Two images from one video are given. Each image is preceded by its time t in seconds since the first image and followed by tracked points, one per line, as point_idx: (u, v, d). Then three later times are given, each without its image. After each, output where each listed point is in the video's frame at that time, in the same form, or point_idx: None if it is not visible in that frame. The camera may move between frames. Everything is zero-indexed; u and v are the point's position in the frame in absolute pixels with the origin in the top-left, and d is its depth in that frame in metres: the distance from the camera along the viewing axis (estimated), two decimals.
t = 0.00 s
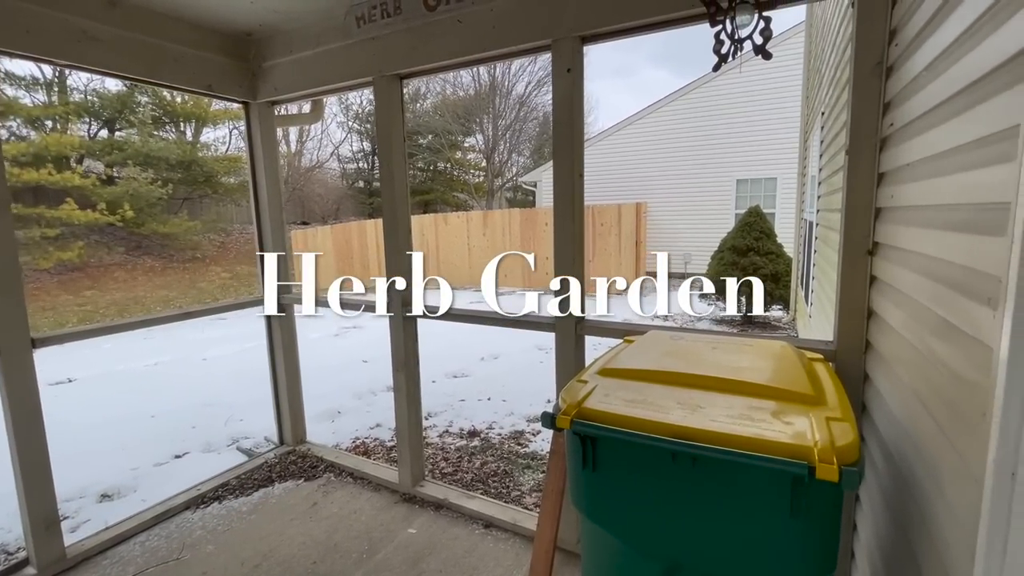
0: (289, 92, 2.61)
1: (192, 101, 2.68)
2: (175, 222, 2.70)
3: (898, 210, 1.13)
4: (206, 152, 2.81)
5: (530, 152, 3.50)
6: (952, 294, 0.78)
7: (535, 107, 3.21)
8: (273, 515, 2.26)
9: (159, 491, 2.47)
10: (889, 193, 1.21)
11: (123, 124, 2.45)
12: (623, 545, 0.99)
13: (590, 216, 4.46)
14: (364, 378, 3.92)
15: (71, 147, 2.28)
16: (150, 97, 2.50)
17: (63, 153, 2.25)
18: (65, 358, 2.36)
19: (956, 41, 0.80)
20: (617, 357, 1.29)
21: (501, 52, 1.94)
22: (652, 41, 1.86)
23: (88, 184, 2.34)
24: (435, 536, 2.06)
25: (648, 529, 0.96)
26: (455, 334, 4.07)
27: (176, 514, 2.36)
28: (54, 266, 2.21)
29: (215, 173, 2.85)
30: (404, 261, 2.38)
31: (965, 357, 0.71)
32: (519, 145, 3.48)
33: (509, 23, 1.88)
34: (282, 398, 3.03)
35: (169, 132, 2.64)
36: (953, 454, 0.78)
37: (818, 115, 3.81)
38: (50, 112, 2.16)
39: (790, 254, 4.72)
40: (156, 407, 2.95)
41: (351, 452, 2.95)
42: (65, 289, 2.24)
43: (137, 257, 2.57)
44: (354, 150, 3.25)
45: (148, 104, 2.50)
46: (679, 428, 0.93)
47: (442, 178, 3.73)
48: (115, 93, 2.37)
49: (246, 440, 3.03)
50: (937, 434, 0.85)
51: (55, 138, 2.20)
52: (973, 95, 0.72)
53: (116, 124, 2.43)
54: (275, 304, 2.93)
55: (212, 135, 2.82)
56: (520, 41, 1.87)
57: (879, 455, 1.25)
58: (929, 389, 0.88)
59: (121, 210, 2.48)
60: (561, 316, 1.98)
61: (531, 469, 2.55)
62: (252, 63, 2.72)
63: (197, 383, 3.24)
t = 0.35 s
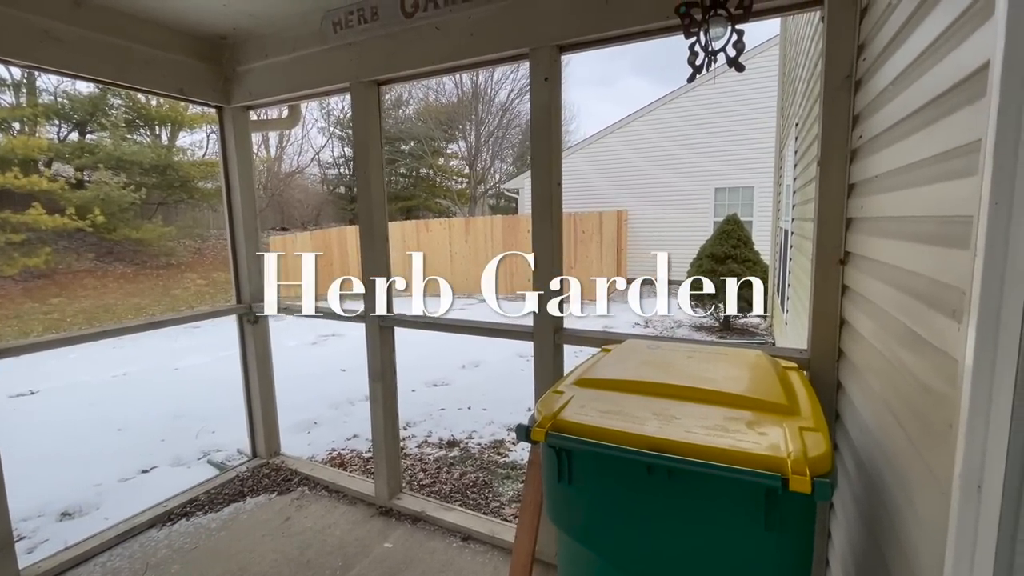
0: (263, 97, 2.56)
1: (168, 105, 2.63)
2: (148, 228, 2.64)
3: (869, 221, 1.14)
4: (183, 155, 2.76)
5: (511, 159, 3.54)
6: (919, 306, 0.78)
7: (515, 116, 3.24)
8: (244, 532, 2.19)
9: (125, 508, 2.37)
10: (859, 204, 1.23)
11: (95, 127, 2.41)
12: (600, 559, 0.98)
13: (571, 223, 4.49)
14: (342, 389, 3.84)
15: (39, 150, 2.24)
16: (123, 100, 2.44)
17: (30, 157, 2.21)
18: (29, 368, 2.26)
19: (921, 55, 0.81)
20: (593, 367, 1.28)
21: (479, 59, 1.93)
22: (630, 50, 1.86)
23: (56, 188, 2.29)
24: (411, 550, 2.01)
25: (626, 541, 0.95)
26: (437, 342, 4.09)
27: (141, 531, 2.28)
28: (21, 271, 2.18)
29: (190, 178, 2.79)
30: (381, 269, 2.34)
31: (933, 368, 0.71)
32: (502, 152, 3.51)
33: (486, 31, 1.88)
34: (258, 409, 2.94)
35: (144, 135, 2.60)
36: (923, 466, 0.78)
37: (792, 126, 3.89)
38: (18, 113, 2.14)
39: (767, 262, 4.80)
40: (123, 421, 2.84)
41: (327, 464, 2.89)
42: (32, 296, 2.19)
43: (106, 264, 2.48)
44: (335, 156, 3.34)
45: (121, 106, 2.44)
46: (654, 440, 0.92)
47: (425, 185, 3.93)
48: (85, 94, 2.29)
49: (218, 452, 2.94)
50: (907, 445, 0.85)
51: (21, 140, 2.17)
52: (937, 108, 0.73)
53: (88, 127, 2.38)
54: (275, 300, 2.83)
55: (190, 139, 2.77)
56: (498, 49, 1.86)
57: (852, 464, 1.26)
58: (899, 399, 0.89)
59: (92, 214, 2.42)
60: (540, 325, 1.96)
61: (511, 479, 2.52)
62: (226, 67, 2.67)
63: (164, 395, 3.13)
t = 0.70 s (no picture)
0: (249, 107, 2.54)
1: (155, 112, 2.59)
2: (130, 236, 2.56)
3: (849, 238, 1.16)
4: (168, 164, 2.69)
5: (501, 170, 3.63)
6: (897, 324, 0.79)
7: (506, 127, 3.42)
8: (222, 550, 2.13)
9: (101, 525, 2.39)
10: (840, 222, 1.26)
11: (78, 133, 2.33)
12: None
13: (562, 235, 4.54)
14: (326, 402, 3.79)
15: (19, 156, 2.13)
16: (108, 106, 2.40)
17: (8, 163, 2.09)
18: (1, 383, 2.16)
19: (897, 79, 0.83)
20: (578, 382, 1.27)
21: (466, 74, 1.95)
22: (616, 67, 1.89)
23: (37, 195, 2.19)
24: (394, 568, 1.98)
25: (604, 560, 0.94)
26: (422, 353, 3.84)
27: (114, 550, 2.32)
28: None
29: (176, 186, 2.73)
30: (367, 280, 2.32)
31: (912, 386, 0.72)
32: (492, 163, 3.64)
33: (474, 46, 1.89)
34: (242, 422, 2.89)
35: (128, 143, 2.53)
36: (902, 481, 0.79)
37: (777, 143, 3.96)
38: None
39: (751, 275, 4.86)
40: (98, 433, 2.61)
41: (310, 480, 2.84)
42: (6, 305, 2.10)
43: (88, 272, 2.41)
44: (324, 165, 3.14)
45: (106, 113, 2.40)
46: (638, 457, 0.91)
47: (414, 195, 3.80)
48: (68, 100, 2.25)
49: (197, 467, 2.92)
50: (886, 461, 0.86)
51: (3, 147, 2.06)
52: (913, 131, 0.75)
53: (71, 133, 2.31)
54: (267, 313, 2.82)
55: (176, 147, 2.70)
56: (485, 64, 1.88)
57: (834, 479, 1.27)
58: (879, 416, 0.90)
59: (74, 222, 2.33)
60: (525, 339, 1.96)
61: (496, 493, 2.49)
62: (212, 77, 2.65)
63: (146, 407, 2.84)
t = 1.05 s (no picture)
0: (251, 122, 2.57)
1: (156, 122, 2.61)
2: (128, 244, 2.57)
3: (846, 260, 1.17)
4: (166, 174, 2.70)
5: (500, 184, 3.67)
6: (895, 349, 0.79)
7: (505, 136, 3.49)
8: (213, 568, 2.10)
9: (90, 543, 2.36)
10: (836, 244, 1.27)
11: (78, 142, 2.33)
12: None
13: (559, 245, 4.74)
14: (321, 415, 3.76)
15: (18, 164, 2.13)
16: (109, 116, 2.42)
17: (7, 171, 2.10)
18: None
19: (891, 108, 0.85)
20: (578, 401, 1.27)
21: (467, 93, 1.97)
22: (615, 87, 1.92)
23: (35, 204, 2.19)
24: None
25: None
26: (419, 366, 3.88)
27: (104, 568, 2.29)
28: None
29: (174, 197, 2.75)
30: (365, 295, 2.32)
31: (908, 412, 0.73)
32: (491, 175, 3.65)
33: (475, 65, 1.92)
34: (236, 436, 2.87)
35: (127, 152, 2.54)
36: (901, 507, 0.79)
37: (773, 161, 4.00)
38: None
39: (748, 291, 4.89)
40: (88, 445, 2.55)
41: (304, 496, 2.82)
42: None
43: (83, 281, 2.40)
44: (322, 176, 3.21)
45: (106, 123, 2.41)
46: (638, 480, 0.91)
47: (412, 208, 3.84)
48: (70, 110, 2.26)
49: (189, 481, 2.89)
50: (884, 484, 0.87)
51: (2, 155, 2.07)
52: (908, 160, 0.77)
53: (70, 143, 2.31)
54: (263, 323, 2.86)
55: (174, 157, 2.72)
56: (486, 83, 1.90)
57: (833, 501, 1.27)
58: (877, 439, 0.90)
59: (69, 230, 2.33)
60: (523, 356, 1.96)
61: (492, 511, 2.47)
62: (214, 91, 2.68)
63: (138, 419, 2.78)
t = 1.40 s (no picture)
0: (263, 145, 2.62)
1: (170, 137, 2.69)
2: (137, 258, 2.61)
3: (850, 295, 1.18)
4: (176, 189, 2.76)
5: (507, 201, 3.82)
6: (898, 393, 0.80)
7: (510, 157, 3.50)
8: None
9: (88, 563, 2.29)
10: (841, 279, 1.28)
11: (91, 157, 2.39)
12: None
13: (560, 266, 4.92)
14: (323, 433, 3.74)
15: (33, 177, 2.19)
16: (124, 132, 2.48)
17: (22, 184, 2.16)
18: None
19: (894, 151, 0.87)
20: (582, 431, 1.27)
21: (476, 122, 2.02)
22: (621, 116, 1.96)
23: (46, 217, 2.25)
24: None
25: None
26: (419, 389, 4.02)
27: None
28: None
29: (184, 211, 2.80)
30: (372, 317, 2.34)
31: (913, 457, 0.73)
32: (497, 194, 3.78)
33: (484, 95, 1.96)
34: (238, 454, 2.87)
35: (140, 167, 2.62)
36: (907, 553, 0.78)
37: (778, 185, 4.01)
38: (15, 141, 2.09)
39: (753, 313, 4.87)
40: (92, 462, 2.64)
41: (305, 518, 2.79)
42: (8, 325, 2.13)
43: (89, 292, 2.43)
44: (330, 193, 3.29)
45: (121, 139, 2.48)
46: (642, 517, 0.91)
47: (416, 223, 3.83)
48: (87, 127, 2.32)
49: (190, 501, 2.85)
50: (889, 526, 0.86)
51: (16, 169, 2.12)
52: (909, 206, 0.78)
53: (84, 157, 2.37)
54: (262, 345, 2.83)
55: (185, 172, 2.78)
56: (495, 113, 1.94)
57: (839, 536, 1.25)
58: (883, 481, 0.89)
59: (80, 242, 2.38)
60: (529, 382, 1.96)
61: (495, 537, 2.45)
62: (228, 115, 2.74)
63: (139, 436, 2.87)
